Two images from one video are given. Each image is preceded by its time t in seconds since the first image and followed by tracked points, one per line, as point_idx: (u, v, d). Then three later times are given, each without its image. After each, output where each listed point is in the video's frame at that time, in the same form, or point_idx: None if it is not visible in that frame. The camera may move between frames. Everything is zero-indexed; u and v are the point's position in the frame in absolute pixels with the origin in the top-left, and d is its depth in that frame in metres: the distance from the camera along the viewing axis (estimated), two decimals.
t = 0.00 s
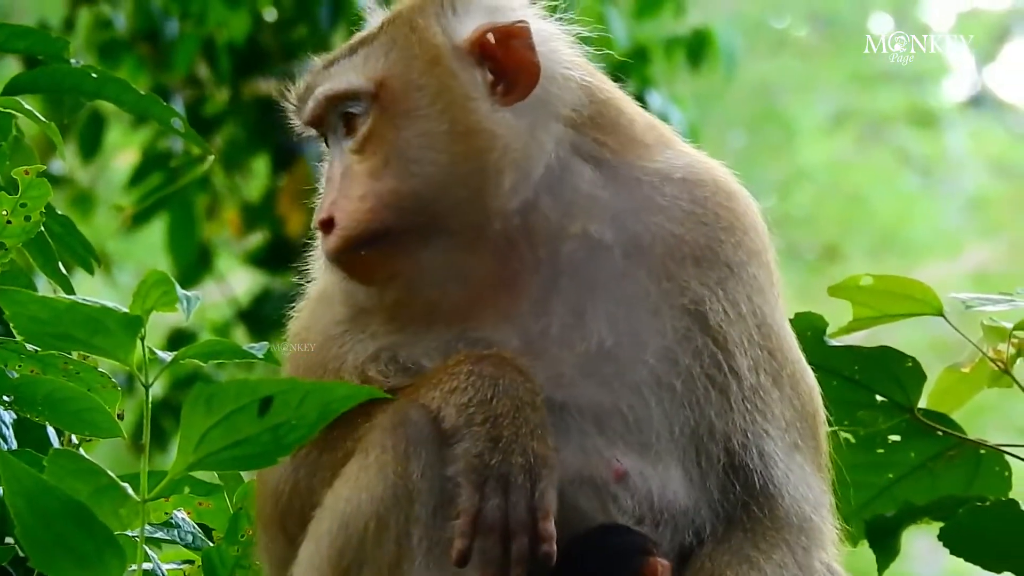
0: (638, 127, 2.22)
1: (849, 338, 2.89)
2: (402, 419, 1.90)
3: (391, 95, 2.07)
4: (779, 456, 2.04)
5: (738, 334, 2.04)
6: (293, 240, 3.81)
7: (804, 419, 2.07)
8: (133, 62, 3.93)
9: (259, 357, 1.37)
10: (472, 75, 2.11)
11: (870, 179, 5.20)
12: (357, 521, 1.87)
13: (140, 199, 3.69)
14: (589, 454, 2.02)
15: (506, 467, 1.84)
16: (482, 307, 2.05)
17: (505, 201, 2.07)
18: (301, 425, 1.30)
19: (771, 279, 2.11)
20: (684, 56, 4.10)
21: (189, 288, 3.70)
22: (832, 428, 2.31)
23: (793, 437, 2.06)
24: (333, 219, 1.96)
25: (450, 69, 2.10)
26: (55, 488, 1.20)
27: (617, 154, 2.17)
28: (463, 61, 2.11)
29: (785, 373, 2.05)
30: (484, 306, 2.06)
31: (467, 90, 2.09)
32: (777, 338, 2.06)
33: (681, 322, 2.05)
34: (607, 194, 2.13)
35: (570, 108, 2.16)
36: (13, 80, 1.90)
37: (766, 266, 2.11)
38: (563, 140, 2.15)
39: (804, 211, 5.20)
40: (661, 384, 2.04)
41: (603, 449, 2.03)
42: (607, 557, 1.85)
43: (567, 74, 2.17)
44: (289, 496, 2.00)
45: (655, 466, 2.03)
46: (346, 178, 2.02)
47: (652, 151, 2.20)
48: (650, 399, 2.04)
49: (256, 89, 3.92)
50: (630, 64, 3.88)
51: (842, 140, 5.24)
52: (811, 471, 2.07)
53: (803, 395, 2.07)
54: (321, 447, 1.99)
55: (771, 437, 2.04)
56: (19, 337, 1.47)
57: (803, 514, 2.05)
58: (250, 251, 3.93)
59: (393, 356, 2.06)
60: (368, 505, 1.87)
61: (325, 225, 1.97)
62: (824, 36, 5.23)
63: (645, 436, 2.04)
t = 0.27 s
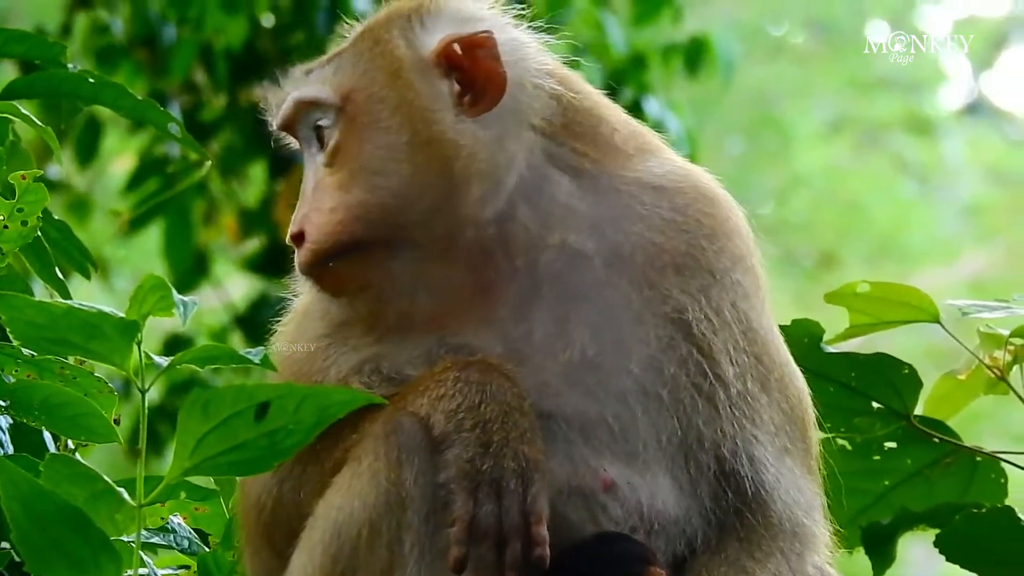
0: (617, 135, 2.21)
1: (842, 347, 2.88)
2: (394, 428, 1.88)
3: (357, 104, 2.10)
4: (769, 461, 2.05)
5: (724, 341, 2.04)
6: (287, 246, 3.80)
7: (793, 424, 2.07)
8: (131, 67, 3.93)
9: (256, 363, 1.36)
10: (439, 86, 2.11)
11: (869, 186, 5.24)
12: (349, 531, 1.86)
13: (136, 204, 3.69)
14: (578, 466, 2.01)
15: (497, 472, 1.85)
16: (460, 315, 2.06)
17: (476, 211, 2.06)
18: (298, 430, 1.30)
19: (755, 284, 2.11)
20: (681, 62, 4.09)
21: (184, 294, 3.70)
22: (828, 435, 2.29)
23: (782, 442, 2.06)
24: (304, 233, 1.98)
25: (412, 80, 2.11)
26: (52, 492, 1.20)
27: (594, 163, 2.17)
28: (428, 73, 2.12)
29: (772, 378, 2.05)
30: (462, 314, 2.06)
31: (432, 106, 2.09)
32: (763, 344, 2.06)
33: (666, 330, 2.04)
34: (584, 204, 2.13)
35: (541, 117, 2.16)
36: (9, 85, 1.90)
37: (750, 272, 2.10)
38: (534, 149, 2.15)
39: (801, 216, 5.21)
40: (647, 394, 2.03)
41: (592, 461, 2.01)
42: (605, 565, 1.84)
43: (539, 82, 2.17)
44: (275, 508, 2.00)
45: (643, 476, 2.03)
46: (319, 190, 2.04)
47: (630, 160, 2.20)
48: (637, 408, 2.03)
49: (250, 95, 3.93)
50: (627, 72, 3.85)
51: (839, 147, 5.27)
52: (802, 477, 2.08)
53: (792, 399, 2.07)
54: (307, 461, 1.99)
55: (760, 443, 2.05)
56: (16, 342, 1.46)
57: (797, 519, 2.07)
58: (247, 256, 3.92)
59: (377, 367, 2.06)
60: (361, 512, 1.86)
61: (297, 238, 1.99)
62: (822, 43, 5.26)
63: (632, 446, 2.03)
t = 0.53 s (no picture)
0: (606, 143, 2.20)
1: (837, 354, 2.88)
2: (393, 434, 1.88)
3: (336, 110, 2.15)
4: (763, 468, 2.05)
5: (714, 348, 2.04)
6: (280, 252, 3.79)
7: (786, 431, 2.07)
8: (126, 72, 3.93)
9: (252, 368, 1.37)
10: (420, 93, 2.14)
11: (865, 191, 5.20)
12: (347, 538, 1.86)
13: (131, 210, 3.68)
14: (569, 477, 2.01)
15: (497, 476, 1.85)
16: (445, 323, 2.06)
17: (457, 217, 2.07)
18: (293, 435, 1.30)
19: (747, 289, 2.10)
20: (677, 68, 4.09)
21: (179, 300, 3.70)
22: (824, 441, 2.31)
23: (775, 450, 2.06)
24: (287, 240, 2.03)
25: (389, 87, 2.14)
26: (47, 496, 1.20)
27: (581, 171, 2.16)
28: (405, 83, 2.15)
29: (765, 386, 2.05)
30: (446, 322, 2.06)
31: (410, 112, 2.12)
32: (754, 350, 2.06)
33: (657, 337, 2.04)
34: (569, 212, 2.12)
35: (523, 124, 2.15)
36: (5, 91, 1.90)
37: (741, 278, 2.10)
38: (522, 155, 2.14)
39: (797, 223, 5.20)
40: (636, 402, 2.03)
41: (583, 471, 2.02)
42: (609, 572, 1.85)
43: (520, 89, 2.17)
44: (269, 517, 2.00)
45: (636, 484, 2.04)
46: (302, 198, 2.09)
47: (620, 168, 2.19)
48: (627, 415, 2.03)
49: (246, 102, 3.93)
50: (623, 78, 3.84)
51: (834, 153, 5.31)
52: (795, 485, 2.08)
53: (785, 405, 2.07)
54: (300, 469, 1.99)
55: (754, 450, 2.05)
56: (12, 347, 1.46)
57: (790, 527, 2.06)
58: (243, 262, 3.91)
59: (368, 375, 2.06)
60: (360, 519, 1.86)
61: (281, 246, 2.05)
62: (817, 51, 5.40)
63: (625, 454, 2.03)
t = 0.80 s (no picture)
0: (606, 146, 2.20)
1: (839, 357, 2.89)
2: (397, 438, 1.88)
3: (335, 115, 2.16)
4: (764, 472, 2.05)
5: (714, 352, 2.04)
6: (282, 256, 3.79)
7: (787, 435, 2.08)
8: (127, 77, 3.93)
9: (254, 372, 1.36)
10: (418, 97, 2.15)
11: (865, 195, 5.26)
12: (350, 542, 1.86)
13: (132, 214, 3.68)
14: (571, 482, 2.00)
15: (502, 480, 1.85)
16: (446, 328, 2.05)
17: (457, 221, 2.07)
18: (295, 439, 1.29)
19: (747, 292, 2.11)
20: (678, 72, 4.09)
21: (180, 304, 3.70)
22: (825, 444, 2.31)
23: (775, 454, 2.07)
24: (288, 246, 2.04)
25: (386, 92, 2.15)
26: (48, 500, 1.20)
27: (581, 175, 2.16)
28: (404, 87, 2.16)
29: (765, 390, 2.06)
30: (447, 327, 2.05)
31: (409, 116, 2.13)
32: (755, 353, 2.07)
33: (657, 341, 2.04)
34: (569, 216, 2.12)
35: (522, 127, 2.15)
36: (7, 95, 1.90)
37: (741, 282, 2.11)
38: (522, 159, 2.14)
39: (797, 227, 5.26)
40: (637, 406, 2.03)
41: (585, 476, 2.01)
42: None
43: (519, 93, 2.17)
44: (271, 522, 2.00)
45: (637, 489, 2.03)
46: (302, 203, 2.10)
47: (619, 171, 2.19)
48: (628, 420, 2.03)
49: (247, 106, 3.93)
50: (624, 81, 3.84)
51: (835, 157, 5.37)
52: (795, 489, 2.08)
53: (785, 409, 2.07)
54: (302, 474, 1.98)
55: (755, 454, 2.05)
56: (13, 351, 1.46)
57: (790, 532, 2.07)
58: (245, 266, 3.92)
59: (370, 380, 2.05)
60: (364, 523, 1.86)
61: (282, 251, 2.05)
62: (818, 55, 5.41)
63: (626, 460, 2.03)
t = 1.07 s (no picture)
0: (605, 147, 2.20)
1: (842, 359, 2.88)
2: (401, 440, 1.88)
3: (333, 117, 2.16)
4: (766, 472, 2.05)
5: (715, 351, 2.04)
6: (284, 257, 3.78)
7: (789, 434, 2.07)
8: (130, 79, 3.94)
9: (256, 374, 1.36)
10: (416, 99, 2.15)
11: (866, 198, 5.29)
12: (353, 545, 1.86)
13: (134, 215, 3.68)
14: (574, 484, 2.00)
15: (507, 481, 1.85)
16: (445, 329, 2.05)
17: (455, 222, 2.06)
18: (296, 442, 1.29)
19: (746, 290, 2.11)
20: (681, 75, 4.08)
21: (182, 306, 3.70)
22: (828, 447, 2.30)
23: (778, 453, 2.06)
24: (286, 248, 2.04)
25: (383, 93, 2.15)
26: (51, 502, 1.20)
27: (580, 177, 2.15)
28: (404, 88, 2.16)
29: (767, 389, 2.06)
30: (447, 328, 2.05)
31: (405, 118, 2.13)
32: (756, 352, 2.06)
33: (656, 341, 2.04)
34: (568, 216, 2.12)
35: (520, 129, 2.15)
36: (11, 97, 1.90)
37: (742, 281, 2.10)
38: (522, 161, 2.14)
39: (799, 230, 5.25)
40: (638, 406, 2.03)
41: (587, 477, 2.01)
42: None
43: (517, 95, 2.17)
44: (272, 526, 2.00)
45: (639, 490, 2.03)
46: (300, 204, 2.11)
47: (618, 173, 2.19)
48: (629, 420, 2.02)
49: (249, 108, 3.93)
50: (627, 84, 3.83)
51: (836, 159, 5.39)
52: (797, 490, 2.08)
53: (787, 409, 2.07)
54: (304, 477, 1.98)
55: (757, 453, 2.05)
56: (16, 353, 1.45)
57: (793, 532, 2.06)
58: (247, 268, 3.92)
59: (370, 381, 2.05)
60: (368, 526, 1.85)
61: (280, 253, 2.06)
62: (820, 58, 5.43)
63: (627, 460, 2.03)
